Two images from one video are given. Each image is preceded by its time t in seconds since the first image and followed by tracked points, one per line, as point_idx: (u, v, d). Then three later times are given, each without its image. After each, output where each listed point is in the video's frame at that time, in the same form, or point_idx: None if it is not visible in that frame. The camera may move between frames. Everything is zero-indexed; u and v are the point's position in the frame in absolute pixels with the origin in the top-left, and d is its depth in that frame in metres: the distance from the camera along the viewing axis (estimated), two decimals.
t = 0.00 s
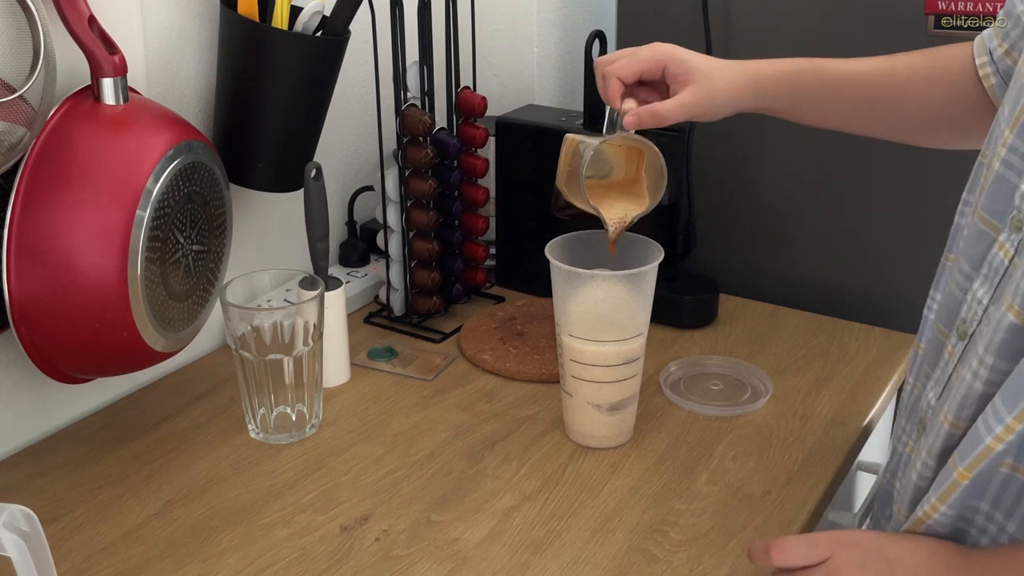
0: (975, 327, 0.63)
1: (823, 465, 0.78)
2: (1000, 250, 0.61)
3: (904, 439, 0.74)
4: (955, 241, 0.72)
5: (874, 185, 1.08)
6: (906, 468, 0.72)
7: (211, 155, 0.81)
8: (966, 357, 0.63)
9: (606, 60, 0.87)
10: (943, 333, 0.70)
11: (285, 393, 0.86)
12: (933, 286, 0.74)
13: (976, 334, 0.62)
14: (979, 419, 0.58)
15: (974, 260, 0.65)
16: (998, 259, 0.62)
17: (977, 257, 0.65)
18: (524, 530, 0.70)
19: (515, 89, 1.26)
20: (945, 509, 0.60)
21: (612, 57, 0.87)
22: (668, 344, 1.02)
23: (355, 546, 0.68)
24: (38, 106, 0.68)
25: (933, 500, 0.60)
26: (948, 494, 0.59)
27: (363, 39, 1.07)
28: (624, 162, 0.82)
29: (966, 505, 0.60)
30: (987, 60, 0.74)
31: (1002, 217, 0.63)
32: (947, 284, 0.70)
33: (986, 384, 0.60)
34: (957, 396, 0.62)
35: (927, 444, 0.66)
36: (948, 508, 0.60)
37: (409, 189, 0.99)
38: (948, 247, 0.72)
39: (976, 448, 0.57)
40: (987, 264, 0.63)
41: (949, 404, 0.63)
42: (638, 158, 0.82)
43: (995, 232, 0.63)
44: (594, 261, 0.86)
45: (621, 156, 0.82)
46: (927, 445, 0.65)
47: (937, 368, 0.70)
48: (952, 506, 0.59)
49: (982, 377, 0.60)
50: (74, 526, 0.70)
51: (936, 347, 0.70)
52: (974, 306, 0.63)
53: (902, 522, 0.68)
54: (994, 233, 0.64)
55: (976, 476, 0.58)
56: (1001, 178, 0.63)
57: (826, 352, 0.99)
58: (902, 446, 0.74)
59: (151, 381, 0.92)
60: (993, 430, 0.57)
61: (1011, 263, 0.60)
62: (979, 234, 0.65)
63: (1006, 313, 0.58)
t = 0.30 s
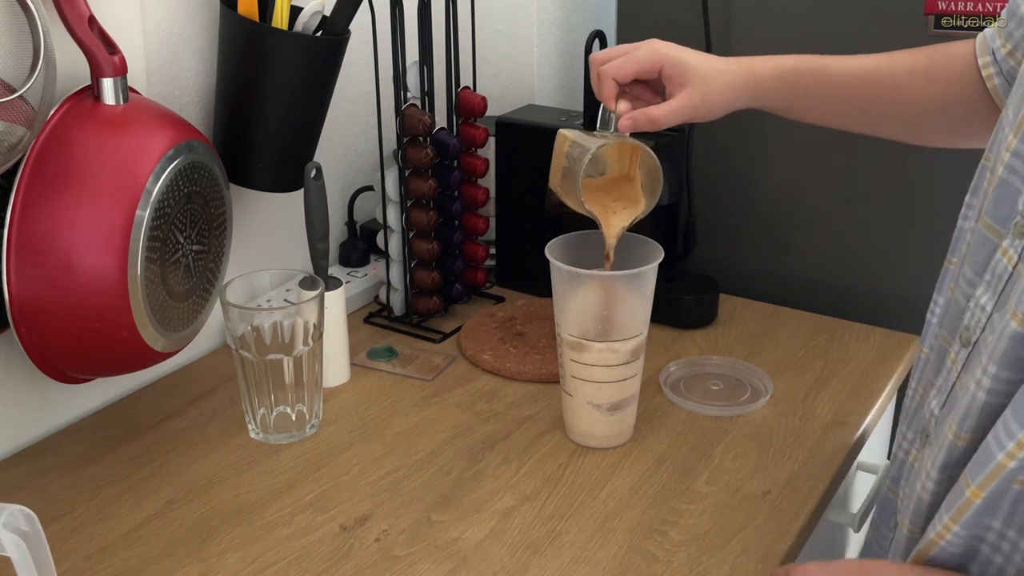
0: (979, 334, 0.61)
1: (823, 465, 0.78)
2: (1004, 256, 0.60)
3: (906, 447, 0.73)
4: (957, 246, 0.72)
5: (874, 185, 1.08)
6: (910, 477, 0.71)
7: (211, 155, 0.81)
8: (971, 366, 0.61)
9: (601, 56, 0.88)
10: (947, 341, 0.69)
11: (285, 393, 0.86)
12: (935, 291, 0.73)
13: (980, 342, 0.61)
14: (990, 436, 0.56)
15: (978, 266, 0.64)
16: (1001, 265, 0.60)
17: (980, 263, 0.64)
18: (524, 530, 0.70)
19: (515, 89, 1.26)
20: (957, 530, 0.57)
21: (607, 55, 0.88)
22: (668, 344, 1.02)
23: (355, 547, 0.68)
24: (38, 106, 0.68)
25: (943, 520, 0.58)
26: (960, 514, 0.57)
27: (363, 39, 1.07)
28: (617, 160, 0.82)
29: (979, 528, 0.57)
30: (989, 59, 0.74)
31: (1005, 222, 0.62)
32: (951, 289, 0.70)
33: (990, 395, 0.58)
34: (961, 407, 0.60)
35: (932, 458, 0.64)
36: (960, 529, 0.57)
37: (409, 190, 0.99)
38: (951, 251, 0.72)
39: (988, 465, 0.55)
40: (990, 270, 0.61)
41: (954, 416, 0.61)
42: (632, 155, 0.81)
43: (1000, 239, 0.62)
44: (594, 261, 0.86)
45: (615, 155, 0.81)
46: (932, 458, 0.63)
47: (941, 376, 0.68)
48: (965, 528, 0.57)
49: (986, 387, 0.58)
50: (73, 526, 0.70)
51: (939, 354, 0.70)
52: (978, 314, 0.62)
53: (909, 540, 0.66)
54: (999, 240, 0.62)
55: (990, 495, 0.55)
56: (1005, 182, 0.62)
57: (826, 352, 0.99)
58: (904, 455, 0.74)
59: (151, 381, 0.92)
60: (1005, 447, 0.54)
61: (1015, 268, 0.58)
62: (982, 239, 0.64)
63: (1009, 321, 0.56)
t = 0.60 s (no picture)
0: (981, 341, 0.62)
1: (823, 465, 0.78)
2: (1007, 262, 0.59)
3: (907, 453, 0.74)
4: (960, 250, 0.71)
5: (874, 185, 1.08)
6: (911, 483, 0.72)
7: (211, 155, 0.81)
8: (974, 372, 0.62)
9: (602, 46, 0.85)
10: (948, 346, 0.69)
11: (285, 393, 0.86)
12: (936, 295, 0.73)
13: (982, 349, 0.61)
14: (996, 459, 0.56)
15: (980, 273, 0.63)
16: (1005, 272, 0.60)
17: (983, 269, 0.63)
18: (524, 530, 0.70)
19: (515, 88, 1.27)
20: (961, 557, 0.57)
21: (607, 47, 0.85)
22: (668, 344, 1.02)
23: (355, 546, 0.68)
24: (38, 106, 0.68)
25: (947, 549, 0.57)
26: (965, 542, 0.57)
27: (363, 39, 1.07)
28: (614, 156, 0.82)
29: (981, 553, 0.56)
30: (994, 58, 0.71)
31: (1009, 228, 0.61)
32: (952, 293, 0.70)
33: (993, 403, 0.58)
34: (962, 413, 0.60)
35: (933, 465, 0.64)
36: (963, 558, 0.57)
37: (409, 190, 0.99)
38: (953, 254, 0.72)
39: (996, 491, 0.55)
40: (994, 276, 0.61)
41: (956, 424, 0.61)
42: (628, 154, 0.82)
43: (1002, 244, 0.61)
44: (594, 260, 0.86)
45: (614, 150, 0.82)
46: (933, 464, 0.63)
47: (943, 382, 0.68)
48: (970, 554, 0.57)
49: (988, 396, 0.58)
50: (73, 526, 0.70)
51: (941, 359, 0.70)
52: (981, 320, 0.62)
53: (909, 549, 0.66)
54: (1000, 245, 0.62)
55: (995, 521, 0.55)
56: (1007, 188, 0.61)
57: (826, 352, 0.99)
58: (904, 461, 0.74)
59: (151, 380, 0.92)
60: (1012, 472, 0.54)
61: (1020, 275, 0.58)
62: (985, 245, 0.63)
63: (1012, 328, 0.56)
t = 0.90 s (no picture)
0: (983, 346, 0.61)
1: (823, 465, 0.78)
2: (1012, 266, 0.59)
3: (909, 454, 0.74)
4: (965, 251, 0.71)
5: (874, 185, 1.08)
6: (912, 485, 0.72)
7: (211, 155, 0.81)
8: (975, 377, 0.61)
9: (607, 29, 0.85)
10: (952, 349, 0.69)
11: (285, 393, 0.86)
12: (941, 295, 0.73)
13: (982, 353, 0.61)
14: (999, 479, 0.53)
15: (985, 275, 0.63)
16: (1010, 276, 0.59)
17: (988, 272, 0.63)
18: (524, 530, 0.70)
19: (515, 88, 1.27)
20: None
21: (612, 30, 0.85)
22: (669, 344, 1.02)
23: (355, 546, 0.68)
24: (38, 106, 0.68)
25: (945, 571, 0.54)
26: (966, 564, 0.54)
27: (363, 39, 1.07)
28: (613, 142, 0.82)
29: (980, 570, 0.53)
30: (1002, 52, 0.70)
31: (1014, 232, 0.61)
32: (957, 295, 0.70)
33: (992, 410, 0.57)
34: (962, 418, 0.59)
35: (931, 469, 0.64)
36: None
37: (409, 189, 0.99)
38: (957, 254, 0.71)
39: (1001, 513, 0.52)
40: (998, 280, 0.60)
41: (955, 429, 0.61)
42: (628, 141, 0.82)
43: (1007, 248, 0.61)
44: (595, 260, 0.86)
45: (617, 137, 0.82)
46: (930, 468, 0.63)
47: (945, 385, 0.68)
48: None
49: (987, 402, 0.57)
50: (73, 526, 0.70)
51: (943, 362, 0.69)
52: (983, 324, 0.61)
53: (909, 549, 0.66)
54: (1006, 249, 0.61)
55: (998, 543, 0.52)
56: (1014, 191, 0.60)
57: (826, 352, 0.99)
58: (907, 463, 0.74)
59: (151, 380, 0.92)
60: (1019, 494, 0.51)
61: None
62: (990, 248, 0.63)
63: (1013, 335, 0.56)
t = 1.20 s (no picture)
0: (989, 352, 0.61)
1: (823, 465, 0.78)
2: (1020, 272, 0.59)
3: (914, 458, 0.74)
4: (971, 252, 0.72)
5: (874, 185, 1.08)
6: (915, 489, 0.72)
7: (211, 155, 0.81)
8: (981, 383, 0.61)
9: (612, 17, 0.82)
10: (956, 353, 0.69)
11: (285, 393, 0.86)
12: (944, 297, 0.75)
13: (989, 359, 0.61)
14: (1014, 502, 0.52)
15: (991, 281, 0.63)
16: (1017, 281, 0.59)
17: (994, 278, 0.63)
18: (524, 530, 0.70)
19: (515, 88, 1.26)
20: None
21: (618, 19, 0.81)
22: (669, 343, 1.02)
23: (355, 546, 0.68)
24: (38, 106, 0.68)
25: None
26: None
27: (363, 39, 1.07)
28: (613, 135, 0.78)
29: None
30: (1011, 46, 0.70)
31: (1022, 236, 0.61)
32: (962, 296, 0.71)
33: (1000, 421, 0.56)
34: (968, 429, 0.59)
35: (936, 478, 0.64)
36: None
37: (409, 189, 0.99)
38: (959, 256, 0.73)
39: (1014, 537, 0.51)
40: (1005, 287, 0.60)
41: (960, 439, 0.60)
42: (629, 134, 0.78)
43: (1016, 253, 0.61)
44: (595, 260, 0.86)
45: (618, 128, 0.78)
46: (935, 477, 0.63)
47: (949, 390, 0.69)
48: None
49: (995, 414, 0.56)
50: (74, 526, 0.70)
51: (948, 366, 0.70)
52: (990, 330, 0.61)
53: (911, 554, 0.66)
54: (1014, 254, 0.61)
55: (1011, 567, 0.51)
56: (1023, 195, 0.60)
57: (826, 352, 0.99)
58: (911, 465, 0.74)
59: (151, 380, 0.92)
60: None
61: None
62: (996, 253, 0.63)
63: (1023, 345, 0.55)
